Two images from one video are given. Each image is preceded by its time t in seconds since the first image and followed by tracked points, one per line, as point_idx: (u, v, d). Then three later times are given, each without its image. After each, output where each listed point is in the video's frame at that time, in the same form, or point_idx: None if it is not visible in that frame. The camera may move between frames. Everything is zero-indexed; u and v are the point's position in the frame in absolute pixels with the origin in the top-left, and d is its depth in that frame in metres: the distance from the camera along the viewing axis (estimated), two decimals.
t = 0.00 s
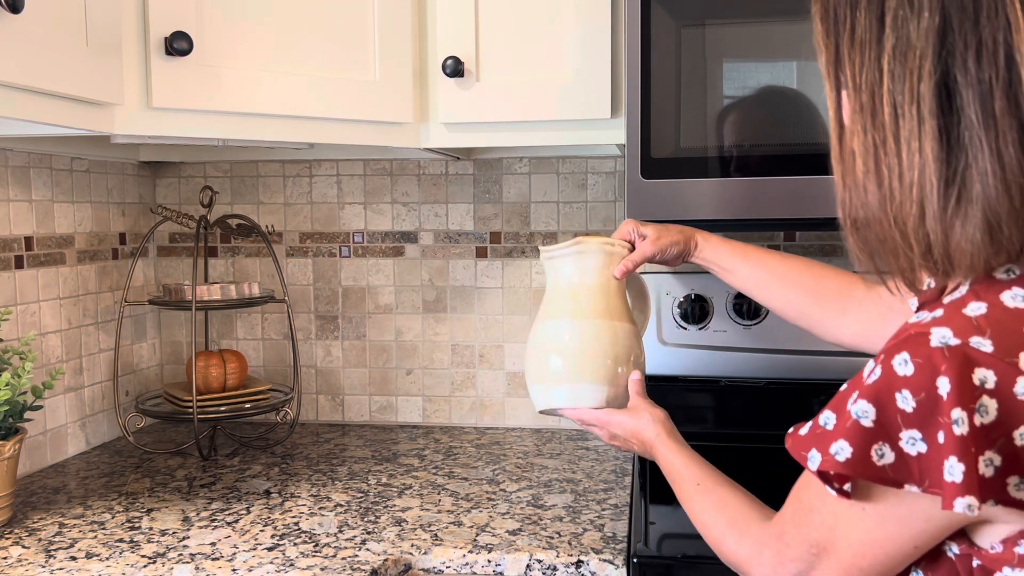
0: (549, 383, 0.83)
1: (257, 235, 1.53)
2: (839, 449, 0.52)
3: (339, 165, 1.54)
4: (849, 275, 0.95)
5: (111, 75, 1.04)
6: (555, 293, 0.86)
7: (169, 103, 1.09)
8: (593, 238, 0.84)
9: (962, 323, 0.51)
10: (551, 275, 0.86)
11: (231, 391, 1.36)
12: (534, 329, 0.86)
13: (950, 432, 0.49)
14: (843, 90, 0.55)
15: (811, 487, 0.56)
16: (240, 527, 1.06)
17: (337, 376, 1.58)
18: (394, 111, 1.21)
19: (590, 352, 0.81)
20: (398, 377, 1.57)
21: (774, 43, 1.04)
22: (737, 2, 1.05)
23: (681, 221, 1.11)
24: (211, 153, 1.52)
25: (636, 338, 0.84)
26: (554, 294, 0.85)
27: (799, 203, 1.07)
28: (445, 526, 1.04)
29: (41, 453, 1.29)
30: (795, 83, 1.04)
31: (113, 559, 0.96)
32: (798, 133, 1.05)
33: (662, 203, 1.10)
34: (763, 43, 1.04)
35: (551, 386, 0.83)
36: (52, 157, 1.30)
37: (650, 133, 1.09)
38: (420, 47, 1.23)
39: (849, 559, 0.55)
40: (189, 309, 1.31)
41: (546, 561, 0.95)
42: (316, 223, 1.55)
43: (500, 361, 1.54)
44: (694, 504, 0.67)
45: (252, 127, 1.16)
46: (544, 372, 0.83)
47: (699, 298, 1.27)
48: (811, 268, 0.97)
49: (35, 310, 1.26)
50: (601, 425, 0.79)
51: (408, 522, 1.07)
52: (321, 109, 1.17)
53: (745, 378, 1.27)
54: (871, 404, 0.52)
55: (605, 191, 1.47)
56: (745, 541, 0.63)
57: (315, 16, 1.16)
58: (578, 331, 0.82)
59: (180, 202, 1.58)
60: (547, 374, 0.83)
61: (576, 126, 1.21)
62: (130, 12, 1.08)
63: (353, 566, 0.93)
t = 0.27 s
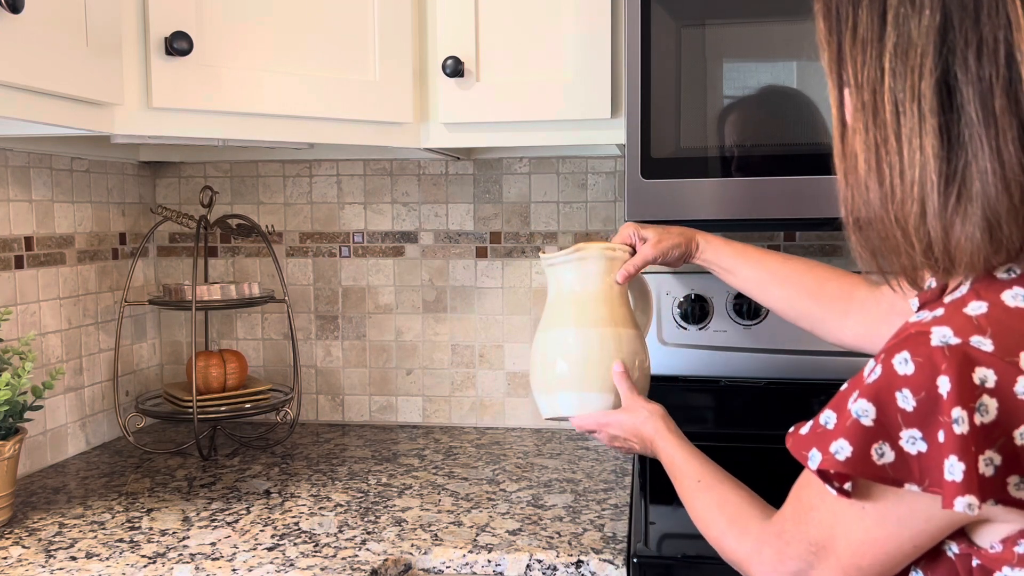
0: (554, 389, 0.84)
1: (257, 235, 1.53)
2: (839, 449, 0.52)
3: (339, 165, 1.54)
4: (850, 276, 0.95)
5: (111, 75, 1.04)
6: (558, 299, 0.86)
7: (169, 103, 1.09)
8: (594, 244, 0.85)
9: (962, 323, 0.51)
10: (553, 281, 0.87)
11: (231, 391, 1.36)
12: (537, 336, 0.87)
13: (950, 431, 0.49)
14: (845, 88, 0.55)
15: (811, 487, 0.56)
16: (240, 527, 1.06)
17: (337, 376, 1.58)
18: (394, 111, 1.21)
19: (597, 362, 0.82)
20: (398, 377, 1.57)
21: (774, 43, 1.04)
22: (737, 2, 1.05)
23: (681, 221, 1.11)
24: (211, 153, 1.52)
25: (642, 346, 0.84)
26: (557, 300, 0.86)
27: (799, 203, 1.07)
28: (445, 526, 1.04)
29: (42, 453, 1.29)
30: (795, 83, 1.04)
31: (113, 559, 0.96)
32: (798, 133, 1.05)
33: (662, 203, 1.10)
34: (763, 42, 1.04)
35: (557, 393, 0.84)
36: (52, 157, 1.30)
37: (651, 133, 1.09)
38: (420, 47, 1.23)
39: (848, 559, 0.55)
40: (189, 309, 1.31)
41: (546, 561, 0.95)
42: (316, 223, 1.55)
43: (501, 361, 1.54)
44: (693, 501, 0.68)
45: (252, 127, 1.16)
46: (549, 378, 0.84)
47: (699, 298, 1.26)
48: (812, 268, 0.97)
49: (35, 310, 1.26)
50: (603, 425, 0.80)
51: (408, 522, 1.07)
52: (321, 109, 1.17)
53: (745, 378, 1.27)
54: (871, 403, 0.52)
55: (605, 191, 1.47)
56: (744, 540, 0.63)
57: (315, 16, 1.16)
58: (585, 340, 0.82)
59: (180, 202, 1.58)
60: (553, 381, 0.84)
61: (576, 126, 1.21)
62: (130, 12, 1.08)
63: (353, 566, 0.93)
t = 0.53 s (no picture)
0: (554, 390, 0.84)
1: (257, 235, 1.53)
2: (840, 448, 0.52)
3: (339, 165, 1.53)
4: (850, 277, 0.95)
5: (111, 75, 1.04)
6: (558, 300, 0.86)
7: (169, 103, 1.09)
8: (593, 244, 0.85)
9: (963, 323, 0.51)
10: (553, 282, 0.87)
11: (231, 391, 1.36)
12: (537, 337, 0.87)
13: (952, 432, 0.49)
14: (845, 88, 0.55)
15: (811, 486, 0.56)
16: (240, 527, 1.06)
17: (337, 375, 1.58)
18: (394, 111, 1.21)
19: (597, 361, 0.82)
20: (398, 377, 1.57)
21: (775, 43, 1.04)
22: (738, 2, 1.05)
23: (681, 222, 1.11)
24: (211, 153, 1.52)
25: (642, 346, 0.85)
26: (556, 301, 0.86)
27: (799, 203, 1.07)
28: (445, 526, 1.04)
29: (41, 453, 1.29)
30: (795, 83, 1.04)
31: (113, 559, 0.96)
32: (798, 133, 1.05)
33: (662, 203, 1.10)
34: (764, 43, 1.05)
35: (557, 394, 0.84)
36: (52, 157, 1.30)
37: (650, 133, 1.09)
38: (420, 47, 1.23)
39: (848, 558, 0.55)
40: (189, 309, 1.31)
41: (546, 561, 0.95)
42: (316, 223, 1.55)
43: (500, 361, 1.54)
44: (692, 499, 0.68)
45: (252, 127, 1.16)
46: (549, 378, 0.84)
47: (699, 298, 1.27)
48: (812, 269, 0.97)
49: (35, 310, 1.26)
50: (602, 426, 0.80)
51: (408, 522, 1.07)
52: (321, 109, 1.17)
53: (745, 377, 1.27)
54: (872, 403, 0.52)
55: (605, 191, 1.47)
56: (744, 538, 0.63)
57: (315, 16, 1.16)
58: (585, 340, 0.82)
59: (180, 202, 1.58)
60: (552, 381, 0.84)
61: (576, 127, 1.21)
62: (130, 12, 1.08)
63: (353, 566, 0.93)
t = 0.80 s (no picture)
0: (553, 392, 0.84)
1: (257, 235, 1.53)
2: (842, 449, 0.52)
3: (339, 165, 1.54)
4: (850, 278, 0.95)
5: (111, 75, 1.04)
6: (557, 302, 0.86)
7: (169, 103, 1.09)
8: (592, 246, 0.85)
9: (965, 322, 0.51)
10: (552, 284, 0.87)
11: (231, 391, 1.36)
12: (536, 339, 0.87)
13: (954, 432, 0.49)
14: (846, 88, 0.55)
15: (813, 491, 0.56)
16: (240, 527, 1.06)
17: (337, 376, 1.58)
18: (394, 111, 1.21)
19: (597, 363, 0.82)
20: (398, 377, 1.57)
21: (776, 43, 1.04)
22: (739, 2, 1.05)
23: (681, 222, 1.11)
24: (211, 153, 1.52)
25: (641, 348, 0.85)
26: (555, 302, 0.86)
27: (799, 202, 1.07)
28: (445, 526, 1.04)
29: (41, 453, 1.29)
30: (795, 83, 1.04)
31: (113, 559, 0.96)
32: (798, 133, 1.05)
33: (662, 203, 1.10)
34: (765, 43, 1.04)
35: (556, 396, 0.84)
36: (52, 157, 1.30)
37: (650, 133, 1.09)
38: (420, 47, 1.23)
39: (851, 562, 0.55)
40: (189, 309, 1.31)
41: (547, 561, 0.95)
42: (316, 223, 1.55)
43: (500, 361, 1.54)
44: (695, 509, 0.68)
45: (252, 127, 1.16)
46: (548, 381, 0.84)
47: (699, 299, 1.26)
48: (812, 271, 0.97)
49: (35, 310, 1.26)
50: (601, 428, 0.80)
51: (408, 522, 1.07)
52: (320, 109, 1.17)
53: (745, 377, 1.27)
54: (874, 404, 0.52)
55: (605, 191, 1.47)
56: (746, 546, 0.63)
57: (315, 16, 1.16)
58: (585, 343, 0.82)
59: (180, 202, 1.58)
60: (552, 383, 0.84)
61: (576, 126, 1.21)
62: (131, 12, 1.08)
63: (353, 566, 0.93)
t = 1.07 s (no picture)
0: (553, 395, 0.84)
1: (257, 235, 1.53)
2: (839, 448, 0.52)
3: (339, 165, 1.53)
4: (850, 280, 0.95)
5: (111, 75, 1.04)
6: (557, 304, 0.86)
7: (169, 103, 1.09)
8: (592, 249, 0.85)
9: (961, 322, 0.51)
10: (552, 286, 0.87)
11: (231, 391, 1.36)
12: (536, 342, 0.87)
13: (949, 431, 0.49)
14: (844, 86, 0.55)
15: (810, 490, 0.57)
16: (240, 527, 1.06)
17: (337, 375, 1.58)
18: (394, 111, 1.21)
19: (597, 366, 0.82)
20: (398, 377, 1.57)
21: (776, 44, 1.04)
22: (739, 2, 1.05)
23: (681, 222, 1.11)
24: (211, 153, 1.52)
25: (641, 351, 0.85)
26: (556, 305, 0.86)
27: (799, 202, 1.07)
28: (445, 526, 1.04)
29: (41, 452, 1.29)
30: (795, 83, 1.04)
31: (113, 559, 0.96)
32: (798, 133, 1.05)
33: (663, 203, 1.10)
34: (765, 43, 1.05)
35: (556, 399, 0.84)
36: (52, 157, 1.30)
37: (650, 134, 1.09)
38: (420, 47, 1.23)
39: (848, 561, 0.55)
40: (189, 309, 1.31)
41: (547, 561, 0.95)
42: (316, 223, 1.55)
43: (500, 361, 1.54)
44: (693, 510, 0.68)
45: (252, 127, 1.16)
46: (548, 383, 0.84)
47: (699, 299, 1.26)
48: (812, 272, 0.97)
49: (35, 310, 1.26)
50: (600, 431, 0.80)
51: (408, 522, 1.07)
52: (320, 109, 1.17)
53: (745, 377, 1.27)
54: (870, 403, 0.52)
55: (605, 191, 1.47)
56: (745, 545, 0.63)
57: (315, 16, 1.16)
58: (585, 346, 0.82)
59: (180, 202, 1.58)
60: (552, 386, 0.84)
61: (577, 127, 1.21)
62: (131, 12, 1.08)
63: (353, 566, 0.93)
